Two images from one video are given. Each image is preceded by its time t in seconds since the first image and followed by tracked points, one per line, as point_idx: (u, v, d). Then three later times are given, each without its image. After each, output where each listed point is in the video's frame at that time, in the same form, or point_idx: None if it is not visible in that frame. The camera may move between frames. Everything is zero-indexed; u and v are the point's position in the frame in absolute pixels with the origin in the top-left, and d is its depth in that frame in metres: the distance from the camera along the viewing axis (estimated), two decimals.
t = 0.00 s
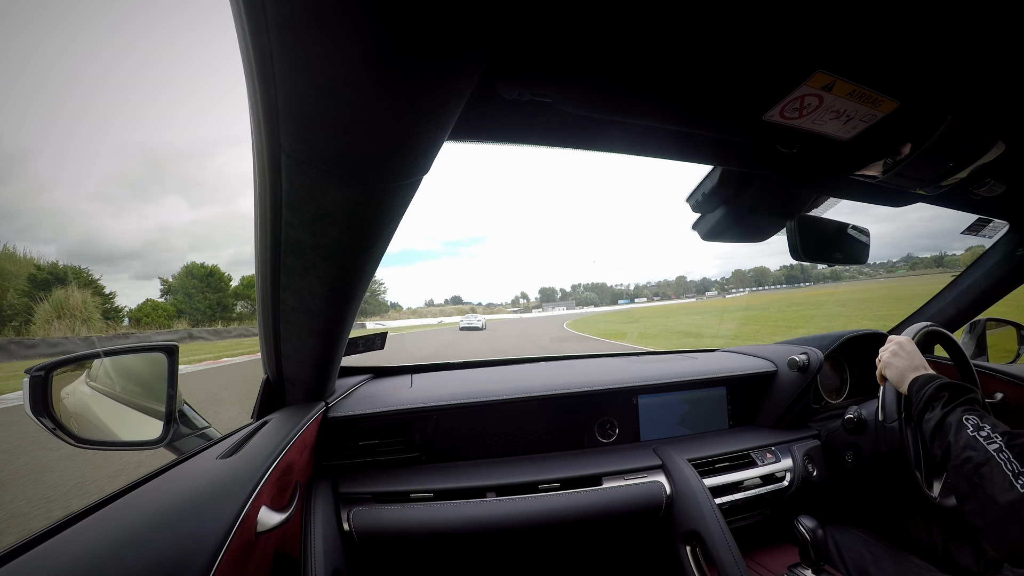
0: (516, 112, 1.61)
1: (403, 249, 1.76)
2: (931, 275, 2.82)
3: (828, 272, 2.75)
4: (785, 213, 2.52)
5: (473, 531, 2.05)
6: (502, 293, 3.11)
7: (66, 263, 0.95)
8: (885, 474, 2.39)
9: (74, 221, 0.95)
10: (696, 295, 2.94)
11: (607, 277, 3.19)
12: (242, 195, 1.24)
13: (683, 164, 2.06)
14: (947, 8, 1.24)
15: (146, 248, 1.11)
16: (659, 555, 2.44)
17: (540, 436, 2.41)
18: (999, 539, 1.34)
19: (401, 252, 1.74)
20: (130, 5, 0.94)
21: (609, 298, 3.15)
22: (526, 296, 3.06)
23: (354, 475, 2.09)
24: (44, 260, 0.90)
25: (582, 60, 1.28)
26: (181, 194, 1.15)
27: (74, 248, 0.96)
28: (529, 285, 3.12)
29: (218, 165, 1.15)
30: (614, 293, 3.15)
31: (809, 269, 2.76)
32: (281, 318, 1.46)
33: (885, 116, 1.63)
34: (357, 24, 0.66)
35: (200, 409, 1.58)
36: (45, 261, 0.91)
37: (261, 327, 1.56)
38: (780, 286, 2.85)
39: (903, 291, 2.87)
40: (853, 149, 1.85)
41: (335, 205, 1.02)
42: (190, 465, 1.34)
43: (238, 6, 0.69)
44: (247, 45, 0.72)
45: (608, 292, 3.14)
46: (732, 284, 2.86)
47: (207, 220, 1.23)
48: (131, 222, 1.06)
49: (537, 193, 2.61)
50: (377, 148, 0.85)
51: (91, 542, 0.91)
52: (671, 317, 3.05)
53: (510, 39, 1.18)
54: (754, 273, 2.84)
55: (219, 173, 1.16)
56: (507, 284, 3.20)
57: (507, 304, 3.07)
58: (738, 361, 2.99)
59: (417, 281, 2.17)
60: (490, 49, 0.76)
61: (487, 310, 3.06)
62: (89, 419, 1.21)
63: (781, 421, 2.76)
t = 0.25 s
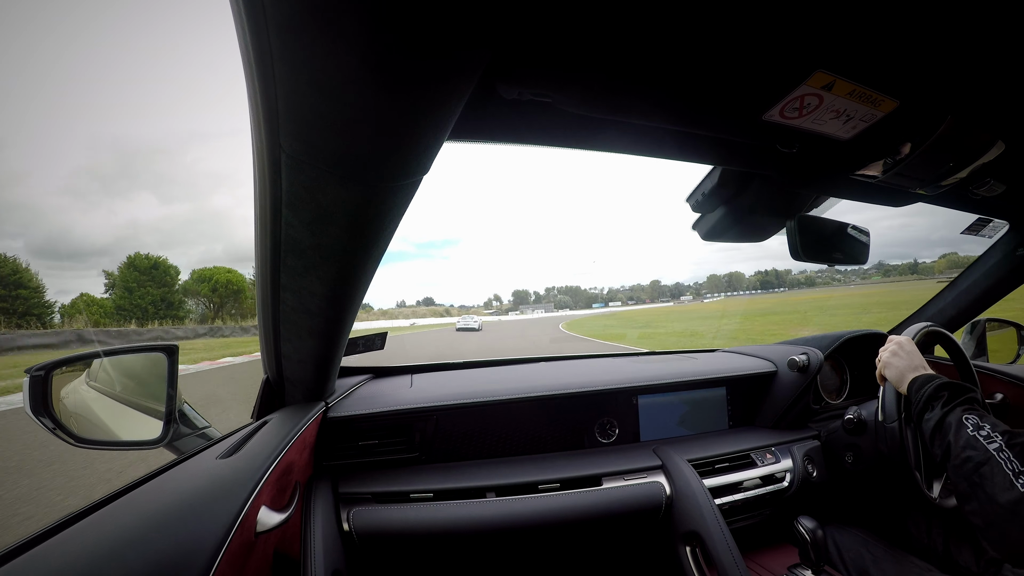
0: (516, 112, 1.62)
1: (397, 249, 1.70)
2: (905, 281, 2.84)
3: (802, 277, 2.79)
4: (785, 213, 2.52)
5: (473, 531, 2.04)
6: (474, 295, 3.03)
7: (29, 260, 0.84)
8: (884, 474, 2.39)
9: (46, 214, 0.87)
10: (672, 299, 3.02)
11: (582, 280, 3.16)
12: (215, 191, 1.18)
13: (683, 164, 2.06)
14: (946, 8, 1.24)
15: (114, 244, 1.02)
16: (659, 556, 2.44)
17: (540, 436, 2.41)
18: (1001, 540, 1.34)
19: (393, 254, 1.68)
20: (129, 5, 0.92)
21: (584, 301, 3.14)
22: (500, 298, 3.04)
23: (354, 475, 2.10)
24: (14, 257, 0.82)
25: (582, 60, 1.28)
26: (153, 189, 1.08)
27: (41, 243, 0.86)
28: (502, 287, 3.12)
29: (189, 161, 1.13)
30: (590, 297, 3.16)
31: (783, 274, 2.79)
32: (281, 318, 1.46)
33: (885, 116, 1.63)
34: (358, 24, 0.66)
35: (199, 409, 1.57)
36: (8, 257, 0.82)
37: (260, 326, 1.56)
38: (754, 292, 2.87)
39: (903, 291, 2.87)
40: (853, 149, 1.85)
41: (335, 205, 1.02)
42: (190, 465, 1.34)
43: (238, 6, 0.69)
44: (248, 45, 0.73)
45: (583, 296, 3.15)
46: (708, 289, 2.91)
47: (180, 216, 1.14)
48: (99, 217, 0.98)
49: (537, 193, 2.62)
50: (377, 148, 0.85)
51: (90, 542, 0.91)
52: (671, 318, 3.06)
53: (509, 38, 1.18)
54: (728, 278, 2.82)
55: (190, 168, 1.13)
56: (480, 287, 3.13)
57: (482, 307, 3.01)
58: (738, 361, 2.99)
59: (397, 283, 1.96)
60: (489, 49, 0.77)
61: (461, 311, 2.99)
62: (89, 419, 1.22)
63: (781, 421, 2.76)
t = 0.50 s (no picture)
0: (516, 112, 1.61)
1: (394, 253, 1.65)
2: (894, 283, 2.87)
3: (780, 281, 2.81)
4: (785, 212, 2.52)
5: (473, 531, 2.05)
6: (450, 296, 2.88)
7: None
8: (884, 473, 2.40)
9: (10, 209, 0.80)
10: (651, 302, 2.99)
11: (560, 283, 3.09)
12: (190, 187, 1.13)
13: (683, 164, 2.05)
14: (947, 7, 1.24)
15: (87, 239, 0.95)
16: (659, 555, 2.44)
17: (540, 436, 2.41)
18: (1000, 544, 1.34)
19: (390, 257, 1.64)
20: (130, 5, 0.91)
21: (561, 304, 3.07)
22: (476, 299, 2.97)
23: (355, 475, 2.09)
24: None
25: (583, 59, 1.28)
26: (128, 184, 1.01)
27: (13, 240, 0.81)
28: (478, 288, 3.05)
29: (167, 157, 1.07)
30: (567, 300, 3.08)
31: (761, 278, 2.80)
32: (281, 318, 1.46)
33: (885, 116, 1.63)
34: (358, 25, 0.66)
35: (199, 409, 1.57)
36: None
37: (260, 326, 1.56)
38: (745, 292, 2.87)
39: (904, 291, 2.87)
40: (854, 148, 1.85)
41: (335, 205, 1.02)
42: (191, 465, 1.34)
43: (238, 6, 0.69)
44: (248, 46, 0.73)
45: (560, 298, 3.07)
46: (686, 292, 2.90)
47: (158, 212, 1.08)
48: (72, 214, 0.91)
49: (538, 194, 2.63)
50: (376, 148, 0.85)
51: (90, 543, 0.91)
52: (671, 317, 3.06)
53: (510, 38, 1.17)
54: (707, 282, 2.81)
55: (169, 165, 1.08)
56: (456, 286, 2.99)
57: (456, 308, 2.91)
58: (738, 360, 2.99)
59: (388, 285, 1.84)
60: (489, 50, 0.77)
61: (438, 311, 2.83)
62: (90, 419, 1.22)
63: (781, 420, 2.76)
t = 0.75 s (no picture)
0: (516, 112, 1.61)
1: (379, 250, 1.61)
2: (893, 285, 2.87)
3: (760, 285, 2.88)
4: (786, 213, 2.52)
5: (473, 531, 2.04)
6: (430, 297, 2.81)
7: None
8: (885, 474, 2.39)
9: None
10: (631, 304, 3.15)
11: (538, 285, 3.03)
12: (171, 184, 1.13)
13: (683, 164, 2.05)
14: (946, 8, 1.24)
15: (65, 236, 0.93)
16: (659, 556, 2.44)
17: (540, 436, 2.41)
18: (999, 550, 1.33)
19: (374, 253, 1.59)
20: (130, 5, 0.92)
21: (541, 305, 3.05)
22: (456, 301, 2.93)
23: (355, 475, 2.09)
24: None
25: (582, 59, 1.28)
26: (105, 180, 1.00)
27: None
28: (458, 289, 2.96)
29: (146, 153, 1.05)
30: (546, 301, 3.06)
31: (744, 281, 2.86)
32: (281, 318, 1.46)
33: (885, 116, 1.63)
34: (357, 26, 0.66)
35: (199, 408, 1.57)
36: None
37: (260, 326, 1.56)
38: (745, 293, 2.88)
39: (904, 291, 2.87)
40: (854, 149, 1.85)
41: (335, 205, 1.02)
42: (191, 465, 1.34)
43: (238, 7, 0.70)
44: (248, 46, 0.73)
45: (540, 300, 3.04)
46: (666, 295, 3.04)
47: (135, 210, 1.06)
48: (51, 210, 0.88)
49: (538, 194, 2.63)
50: (376, 148, 0.85)
51: (90, 542, 0.91)
52: (671, 318, 3.06)
53: (509, 38, 1.17)
54: (689, 284, 2.89)
55: (144, 160, 1.05)
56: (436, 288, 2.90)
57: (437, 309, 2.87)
58: (738, 361, 2.99)
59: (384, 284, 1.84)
60: (489, 50, 0.77)
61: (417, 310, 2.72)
62: (90, 418, 1.23)
63: (781, 421, 2.76)
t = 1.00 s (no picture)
0: (515, 112, 1.61)
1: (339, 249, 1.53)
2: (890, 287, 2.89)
3: (743, 287, 2.97)
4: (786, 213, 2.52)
5: (473, 531, 2.04)
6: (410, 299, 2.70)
7: None
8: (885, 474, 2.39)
9: None
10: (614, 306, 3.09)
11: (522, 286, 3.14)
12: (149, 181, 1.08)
13: (683, 164, 2.06)
14: (946, 8, 1.24)
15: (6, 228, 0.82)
16: (659, 555, 2.44)
17: (540, 436, 2.41)
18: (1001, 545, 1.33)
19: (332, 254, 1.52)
20: (130, 5, 0.92)
21: (522, 307, 3.20)
22: (436, 302, 2.83)
23: (355, 475, 2.09)
24: None
25: (582, 59, 1.28)
26: (83, 177, 0.97)
27: None
28: (437, 289, 2.91)
29: (125, 149, 1.02)
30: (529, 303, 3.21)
31: (727, 284, 2.96)
32: (281, 318, 1.46)
33: (885, 116, 1.63)
34: (358, 26, 0.66)
35: (199, 409, 1.57)
36: None
37: (260, 326, 1.56)
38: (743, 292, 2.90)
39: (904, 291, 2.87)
40: (854, 149, 1.85)
41: (335, 205, 1.02)
42: (191, 465, 1.34)
43: (238, 7, 0.70)
44: (248, 46, 0.73)
45: (521, 301, 3.22)
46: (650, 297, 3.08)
47: (115, 209, 1.03)
48: (25, 207, 0.85)
49: (538, 194, 2.63)
50: (376, 148, 0.85)
51: (90, 543, 0.91)
52: (671, 318, 3.06)
53: (509, 38, 1.17)
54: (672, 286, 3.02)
55: (122, 157, 1.02)
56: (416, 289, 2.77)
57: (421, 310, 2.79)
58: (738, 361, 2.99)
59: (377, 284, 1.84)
60: (489, 49, 0.76)
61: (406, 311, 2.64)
62: (89, 418, 1.23)
63: (781, 421, 2.76)
